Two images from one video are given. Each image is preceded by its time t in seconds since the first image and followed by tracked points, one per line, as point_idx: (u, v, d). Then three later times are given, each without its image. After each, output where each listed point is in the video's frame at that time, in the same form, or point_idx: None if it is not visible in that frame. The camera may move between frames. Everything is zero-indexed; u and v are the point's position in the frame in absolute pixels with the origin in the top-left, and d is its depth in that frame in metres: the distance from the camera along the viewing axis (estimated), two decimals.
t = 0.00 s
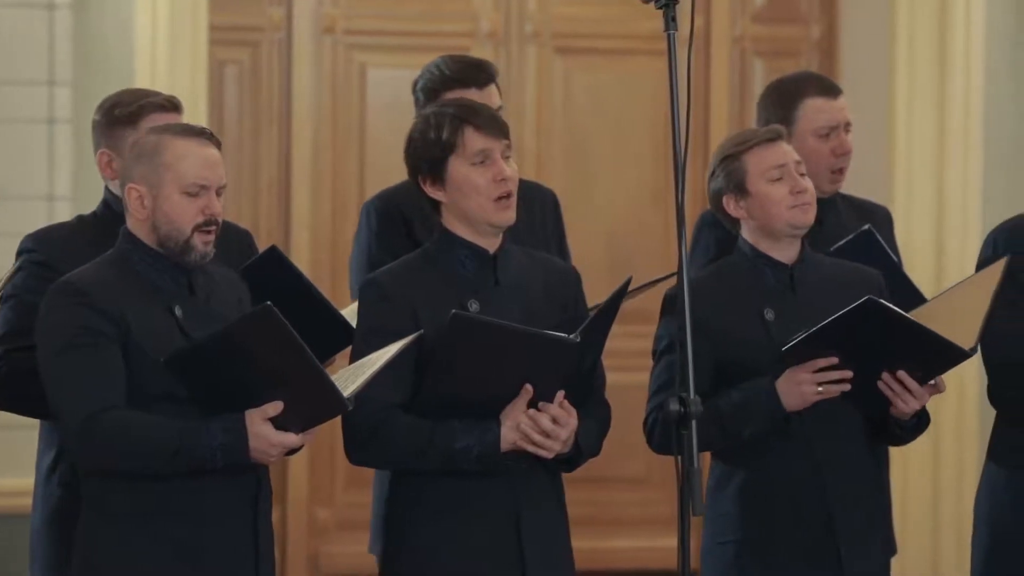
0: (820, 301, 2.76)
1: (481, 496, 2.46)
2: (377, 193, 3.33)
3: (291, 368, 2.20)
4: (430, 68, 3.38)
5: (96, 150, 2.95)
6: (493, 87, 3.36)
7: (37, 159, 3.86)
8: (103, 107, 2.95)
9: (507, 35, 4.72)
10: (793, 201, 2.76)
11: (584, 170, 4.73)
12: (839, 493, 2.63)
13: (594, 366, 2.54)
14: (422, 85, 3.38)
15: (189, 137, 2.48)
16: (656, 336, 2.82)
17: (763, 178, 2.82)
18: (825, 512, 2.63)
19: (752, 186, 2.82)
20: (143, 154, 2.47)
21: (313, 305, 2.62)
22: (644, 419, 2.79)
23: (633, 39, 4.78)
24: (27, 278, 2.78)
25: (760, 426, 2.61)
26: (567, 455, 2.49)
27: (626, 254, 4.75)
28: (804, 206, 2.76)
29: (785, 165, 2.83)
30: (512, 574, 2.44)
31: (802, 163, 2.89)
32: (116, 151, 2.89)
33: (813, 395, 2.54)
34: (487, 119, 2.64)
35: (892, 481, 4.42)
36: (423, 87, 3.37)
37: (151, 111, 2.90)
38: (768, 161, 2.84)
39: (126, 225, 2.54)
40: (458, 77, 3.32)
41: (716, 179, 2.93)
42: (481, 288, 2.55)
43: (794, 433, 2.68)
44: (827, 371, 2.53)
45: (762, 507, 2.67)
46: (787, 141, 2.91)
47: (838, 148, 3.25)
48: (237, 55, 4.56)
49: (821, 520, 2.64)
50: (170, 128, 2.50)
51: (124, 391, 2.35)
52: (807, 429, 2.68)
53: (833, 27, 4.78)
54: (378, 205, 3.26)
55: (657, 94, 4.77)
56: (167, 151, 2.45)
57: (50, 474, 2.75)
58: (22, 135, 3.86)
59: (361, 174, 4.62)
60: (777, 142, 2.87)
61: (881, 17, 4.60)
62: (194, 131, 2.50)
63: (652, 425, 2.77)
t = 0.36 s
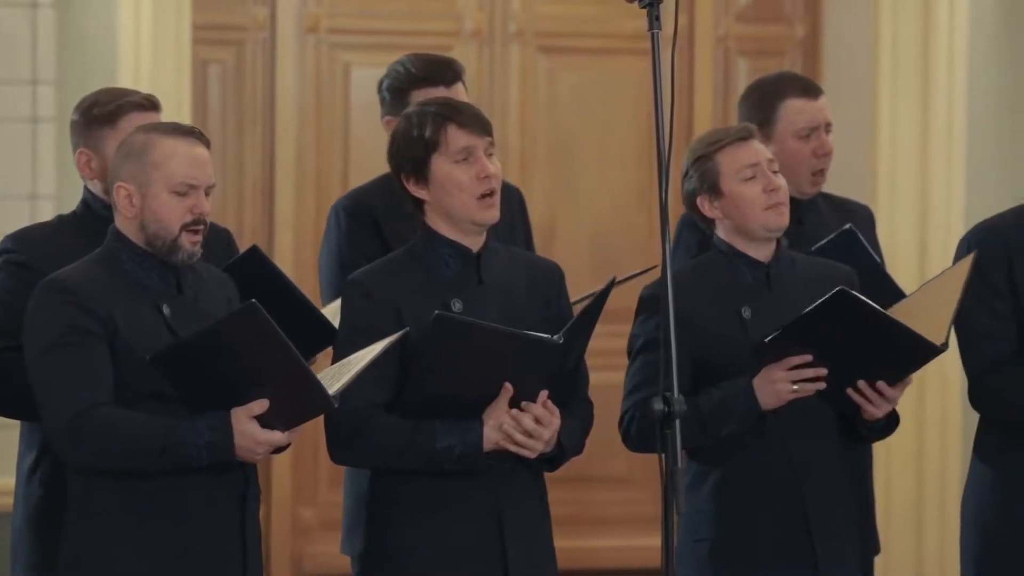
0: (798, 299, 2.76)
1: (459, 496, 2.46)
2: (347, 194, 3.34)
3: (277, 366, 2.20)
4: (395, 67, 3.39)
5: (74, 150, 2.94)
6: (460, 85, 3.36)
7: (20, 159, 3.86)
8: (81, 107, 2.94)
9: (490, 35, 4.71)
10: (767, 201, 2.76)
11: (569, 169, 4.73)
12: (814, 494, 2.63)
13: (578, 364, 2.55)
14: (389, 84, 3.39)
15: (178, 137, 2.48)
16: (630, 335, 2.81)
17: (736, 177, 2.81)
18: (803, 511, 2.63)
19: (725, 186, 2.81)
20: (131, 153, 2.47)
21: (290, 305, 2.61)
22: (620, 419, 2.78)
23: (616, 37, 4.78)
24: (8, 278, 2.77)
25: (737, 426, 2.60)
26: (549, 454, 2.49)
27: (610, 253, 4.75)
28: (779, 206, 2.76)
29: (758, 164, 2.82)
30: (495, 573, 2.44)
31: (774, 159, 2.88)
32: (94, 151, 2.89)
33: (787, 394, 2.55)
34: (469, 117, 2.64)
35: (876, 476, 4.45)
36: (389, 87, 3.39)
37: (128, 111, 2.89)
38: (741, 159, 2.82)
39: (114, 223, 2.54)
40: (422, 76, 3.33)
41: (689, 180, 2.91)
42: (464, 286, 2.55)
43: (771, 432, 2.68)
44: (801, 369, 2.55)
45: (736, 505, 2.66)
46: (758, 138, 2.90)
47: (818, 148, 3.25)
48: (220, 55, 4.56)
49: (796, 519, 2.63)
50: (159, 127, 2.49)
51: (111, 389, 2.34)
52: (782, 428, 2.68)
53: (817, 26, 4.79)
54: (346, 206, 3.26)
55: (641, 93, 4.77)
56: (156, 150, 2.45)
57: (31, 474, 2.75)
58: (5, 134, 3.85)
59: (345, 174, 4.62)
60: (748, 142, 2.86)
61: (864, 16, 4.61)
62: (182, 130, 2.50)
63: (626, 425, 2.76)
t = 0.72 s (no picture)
0: (777, 297, 2.76)
1: (436, 496, 2.46)
2: (313, 195, 3.30)
3: (261, 367, 2.20)
4: (359, 66, 3.33)
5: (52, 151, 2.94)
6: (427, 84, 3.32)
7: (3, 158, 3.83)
8: (59, 107, 2.94)
9: (474, 34, 4.71)
10: (739, 200, 2.75)
11: (552, 170, 4.74)
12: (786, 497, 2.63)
13: (561, 364, 2.55)
14: (354, 84, 3.34)
15: (164, 137, 2.47)
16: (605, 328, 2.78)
17: (706, 178, 2.79)
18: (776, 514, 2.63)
19: (695, 186, 2.79)
20: (118, 154, 2.46)
21: (274, 304, 2.62)
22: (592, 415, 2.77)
23: (598, 37, 4.77)
24: None
25: (708, 426, 2.60)
26: (532, 454, 2.50)
27: (594, 253, 4.76)
28: (751, 205, 2.75)
29: (727, 163, 2.80)
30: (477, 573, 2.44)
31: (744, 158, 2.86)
32: (73, 151, 2.89)
33: (759, 395, 2.55)
34: (450, 116, 2.64)
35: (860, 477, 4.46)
36: (355, 87, 3.33)
37: (106, 110, 2.90)
38: (711, 159, 2.80)
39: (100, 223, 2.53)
40: (390, 75, 3.29)
41: (660, 181, 2.89)
42: (447, 287, 2.55)
43: (740, 432, 2.67)
44: (775, 370, 2.54)
45: (709, 508, 2.65)
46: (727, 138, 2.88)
47: (797, 148, 3.26)
48: (203, 55, 4.56)
49: (767, 520, 2.63)
50: (145, 128, 2.49)
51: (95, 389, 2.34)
52: (755, 429, 2.67)
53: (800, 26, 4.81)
54: (314, 207, 3.23)
55: (624, 93, 4.77)
56: (143, 150, 2.45)
57: (13, 474, 2.74)
58: None
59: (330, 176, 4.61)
60: (717, 142, 2.84)
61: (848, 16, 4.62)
62: (168, 131, 2.50)
63: (598, 423, 2.75)
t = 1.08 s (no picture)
0: (755, 294, 2.77)
1: (415, 496, 2.46)
2: (284, 195, 3.30)
3: (245, 366, 2.20)
4: (330, 66, 3.33)
5: (31, 150, 2.94)
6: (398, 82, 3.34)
7: None
8: (37, 107, 2.93)
9: (457, 34, 4.72)
10: (714, 201, 2.76)
11: (536, 169, 4.75)
12: (760, 496, 2.64)
13: (543, 362, 2.56)
14: (325, 84, 3.33)
15: (149, 137, 2.47)
16: (581, 324, 2.77)
17: (682, 180, 2.78)
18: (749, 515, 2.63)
19: (671, 188, 2.79)
20: (103, 154, 2.46)
21: (257, 301, 2.63)
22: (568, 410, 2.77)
23: (581, 36, 4.78)
24: None
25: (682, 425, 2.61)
26: (515, 453, 2.50)
27: (577, 252, 4.76)
28: (726, 207, 2.76)
29: (702, 165, 2.80)
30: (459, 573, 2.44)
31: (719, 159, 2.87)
32: (52, 151, 2.89)
33: (734, 392, 2.56)
34: (432, 116, 2.64)
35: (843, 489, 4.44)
36: (326, 87, 3.33)
37: (85, 110, 2.90)
38: (686, 160, 2.81)
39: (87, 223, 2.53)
40: (361, 75, 3.29)
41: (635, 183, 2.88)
42: (430, 286, 2.55)
43: (715, 429, 2.68)
44: (750, 367, 2.55)
45: (685, 508, 2.66)
46: (703, 140, 2.88)
47: (775, 148, 3.27)
48: (187, 54, 4.55)
49: (740, 519, 2.64)
50: (131, 128, 2.49)
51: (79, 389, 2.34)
52: (731, 428, 2.67)
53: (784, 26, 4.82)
54: (286, 208, 3.23)
55: (607, 93, 4.77)
56: (128, 150, 2.44)
57: None
58: None
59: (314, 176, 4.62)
60: (692, 143, 2.84)
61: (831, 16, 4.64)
62: (153, 131, 2.49)
63: (574, 422, 2.76)
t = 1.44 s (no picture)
0: (737, 293, 2.78)
1: (396, 496, 2.46)
2: (260, 196, 3.30)
3: (229, 364, 2.20)
4: (304, 66, 3.33)
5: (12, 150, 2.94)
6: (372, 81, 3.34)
7: None
8: (18, 107, 2.94)
9: (441, 33, 4.72)
10: (696, 200, 2.76)
11: (520, 168, 4.75)
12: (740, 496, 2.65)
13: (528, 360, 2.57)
14: (299, 84, 3.33)
15: (136, 136, 2.47)
16: (562, 325, 2.77)
17: (664, 178, 2.79)
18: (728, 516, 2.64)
19: (654, 186, 2.79)
20: (89, 153, 2.46)
21: (240, 300, 2.63)
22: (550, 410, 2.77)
23: (564, 36, 4.79)
24: None
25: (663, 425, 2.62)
26: (499, 452, 2.50)
27: (561, 251, 4.77)
28: (708, 205, 2.76)
29: (685, 163, 2.81)
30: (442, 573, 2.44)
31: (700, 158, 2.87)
32: (33, 150, 2.89)
33: (713, 391, 2.57)
34: (414, 115, 2.65)
35: (826, 490, 4.44)
36: (300, 87, 3.33)
37: (64, 109, 2.90)
38: (668, 159, 2.81)
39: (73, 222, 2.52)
40: (334, 74, 3.29)
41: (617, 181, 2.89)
42: (413, 283, 2.56)
43: (697, 429, 2.68)
44: (729, 366, 2.56)
45: (665, 508, 2.67)
46: (684, 138, 2.89)
47: (754, 147, 3.28)
48: (171, 53, 4.55)
49: (721, 519, 2.64)
50: (118, 127, 2.49)
51: (64, 387, 2.34)
52: (711, 428, 2.68)
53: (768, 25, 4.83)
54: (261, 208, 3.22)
55: (591, 91, 4.79)
56: (115, 148, 2.44)
57: None
58: None
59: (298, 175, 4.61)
60: (674, 142, 2.85)
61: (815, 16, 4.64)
62: (140, 130, 2.49)
63: (556, 422, 2.76)
